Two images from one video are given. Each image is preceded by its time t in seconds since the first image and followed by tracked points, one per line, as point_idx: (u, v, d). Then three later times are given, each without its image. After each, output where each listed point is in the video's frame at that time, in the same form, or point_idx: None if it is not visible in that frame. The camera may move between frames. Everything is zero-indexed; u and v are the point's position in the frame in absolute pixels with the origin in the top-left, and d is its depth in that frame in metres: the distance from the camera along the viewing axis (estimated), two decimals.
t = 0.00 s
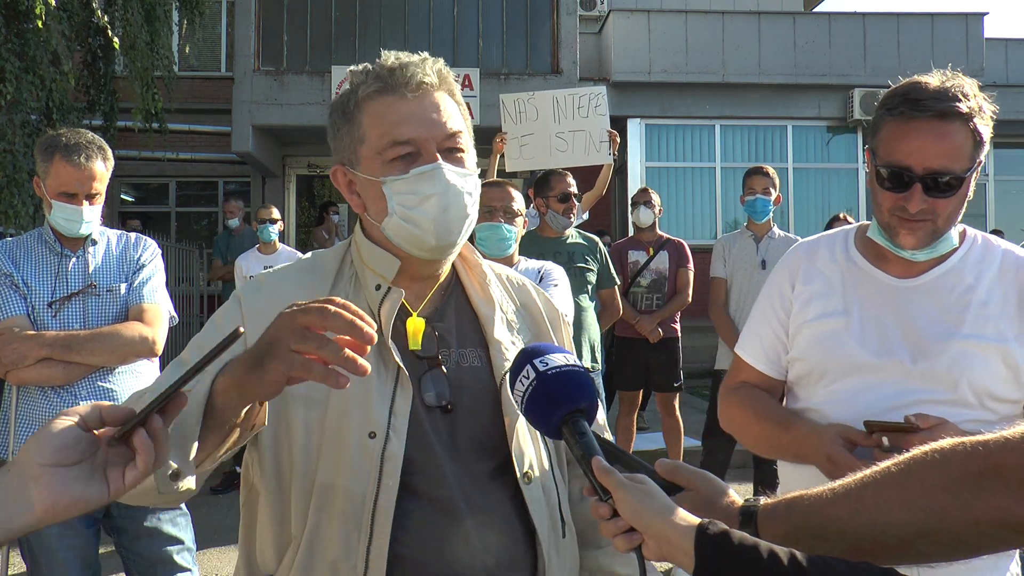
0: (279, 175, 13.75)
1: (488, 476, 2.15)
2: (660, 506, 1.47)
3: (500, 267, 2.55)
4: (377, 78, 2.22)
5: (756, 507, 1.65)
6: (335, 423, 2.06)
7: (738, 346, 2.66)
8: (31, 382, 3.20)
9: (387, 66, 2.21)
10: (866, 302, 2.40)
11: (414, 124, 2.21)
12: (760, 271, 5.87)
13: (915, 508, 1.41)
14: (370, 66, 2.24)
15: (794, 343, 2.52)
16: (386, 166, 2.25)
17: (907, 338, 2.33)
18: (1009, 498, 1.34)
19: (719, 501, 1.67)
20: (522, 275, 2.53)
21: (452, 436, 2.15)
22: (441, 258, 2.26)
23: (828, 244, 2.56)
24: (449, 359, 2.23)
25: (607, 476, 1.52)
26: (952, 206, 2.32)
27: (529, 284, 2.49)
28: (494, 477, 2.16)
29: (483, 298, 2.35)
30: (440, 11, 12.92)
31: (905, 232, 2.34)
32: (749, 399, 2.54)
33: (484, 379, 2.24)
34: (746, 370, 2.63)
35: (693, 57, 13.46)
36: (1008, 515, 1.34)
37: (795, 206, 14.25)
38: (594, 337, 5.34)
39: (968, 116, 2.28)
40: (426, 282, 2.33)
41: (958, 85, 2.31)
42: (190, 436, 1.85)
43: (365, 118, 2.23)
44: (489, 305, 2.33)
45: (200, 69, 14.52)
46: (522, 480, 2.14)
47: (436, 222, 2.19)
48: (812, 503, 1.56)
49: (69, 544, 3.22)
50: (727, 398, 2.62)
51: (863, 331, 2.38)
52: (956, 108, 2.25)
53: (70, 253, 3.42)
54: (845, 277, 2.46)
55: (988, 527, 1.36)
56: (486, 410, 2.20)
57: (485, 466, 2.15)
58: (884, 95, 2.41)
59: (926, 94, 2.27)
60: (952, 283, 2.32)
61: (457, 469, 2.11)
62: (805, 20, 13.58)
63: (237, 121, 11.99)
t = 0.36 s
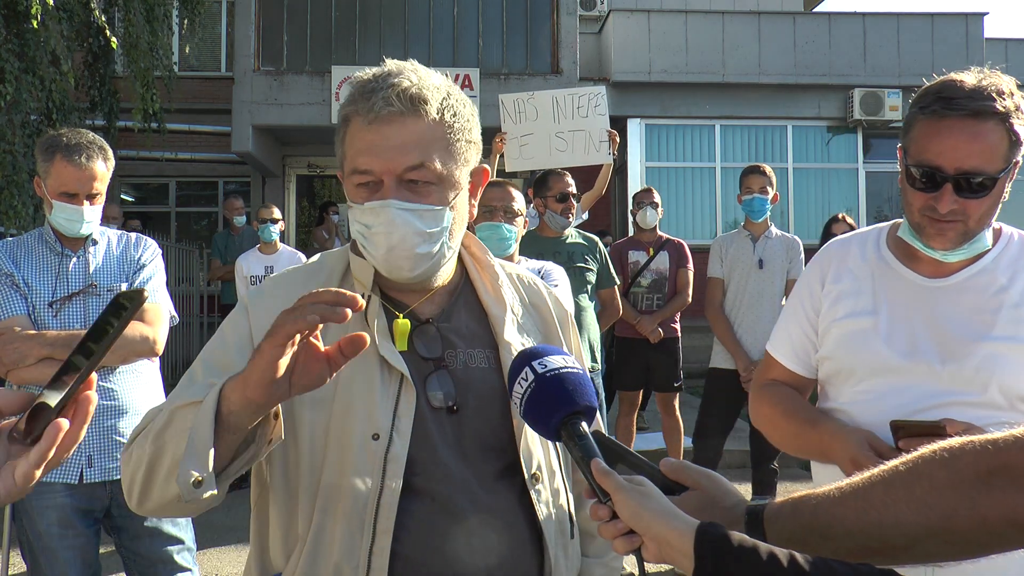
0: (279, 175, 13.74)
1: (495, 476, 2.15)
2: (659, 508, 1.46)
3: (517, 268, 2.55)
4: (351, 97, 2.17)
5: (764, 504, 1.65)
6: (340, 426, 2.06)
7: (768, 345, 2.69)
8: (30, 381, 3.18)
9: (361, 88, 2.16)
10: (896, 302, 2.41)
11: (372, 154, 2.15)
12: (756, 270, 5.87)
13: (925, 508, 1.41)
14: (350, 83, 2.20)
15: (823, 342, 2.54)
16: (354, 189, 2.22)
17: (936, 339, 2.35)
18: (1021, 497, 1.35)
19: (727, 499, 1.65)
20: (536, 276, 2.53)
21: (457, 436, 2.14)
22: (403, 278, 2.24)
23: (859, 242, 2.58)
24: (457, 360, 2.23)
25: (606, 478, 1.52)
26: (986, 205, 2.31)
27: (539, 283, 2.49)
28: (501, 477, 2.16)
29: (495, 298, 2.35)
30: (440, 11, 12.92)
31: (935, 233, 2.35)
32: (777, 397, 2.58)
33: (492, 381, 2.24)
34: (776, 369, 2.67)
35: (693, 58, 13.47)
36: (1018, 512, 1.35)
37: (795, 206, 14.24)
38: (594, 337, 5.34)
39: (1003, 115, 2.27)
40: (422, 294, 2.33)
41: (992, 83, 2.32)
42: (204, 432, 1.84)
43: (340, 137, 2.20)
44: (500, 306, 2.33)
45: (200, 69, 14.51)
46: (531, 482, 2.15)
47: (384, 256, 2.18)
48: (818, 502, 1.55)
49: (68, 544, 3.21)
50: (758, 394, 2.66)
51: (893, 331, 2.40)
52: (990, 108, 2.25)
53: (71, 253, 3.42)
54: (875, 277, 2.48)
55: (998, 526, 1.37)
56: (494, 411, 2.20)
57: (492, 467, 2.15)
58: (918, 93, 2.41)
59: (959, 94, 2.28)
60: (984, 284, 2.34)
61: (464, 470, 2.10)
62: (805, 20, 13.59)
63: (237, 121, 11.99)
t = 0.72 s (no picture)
0: (279, 174, 13.74)
1: (501, 477, 2.15)
2: (659, 503, 1.46)
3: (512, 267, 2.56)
4: (371, 94, 2.17)
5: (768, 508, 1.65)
6: (349, 432, 2.04)
7: (795, 344, 2.76)
8: (31, 382, 3.19)
9: (384, 84, 2.16)
10: (918, 302, 2.45)
11: (393, 149, 2.15)
12: (742, 269, 5.86)
13: (931, 510, 1.41)
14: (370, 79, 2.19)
15: (845, 340, 2.59)
16: (372, 186, 2.22)
17: (955, 339, 2.37)
18: None
19: (732, 503, 1.64)
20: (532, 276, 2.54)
21: (465, 439, 2.14)
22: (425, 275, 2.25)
23: (886, 243, 2.62)
24: (461, 363, 2.23)
25: (606, 472, 1.51)
26: (1009, 206, 2.34)
27: (535, 283, 2.50)
28: (506, 478, 2.16)
29: (495, 299, 2.36)
30: (440, 11, 12.92)
31: (956, 233, 2.37)
32: (797, 396, 2.66)
33: (495, 384, 2.23)
34: (801, 368, 2.75)
35: (693, 57, 13.47)
36: None
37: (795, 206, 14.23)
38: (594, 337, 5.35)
39: None
40: (426, 292, 2.33)
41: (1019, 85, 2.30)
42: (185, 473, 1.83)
43: (358, 133, 2.19)
44: (501, 307, 2.34)
45: (200, 69, 14.51)
46: (535, 480, 2.15)
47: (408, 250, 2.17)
48: (825, 502, 1.56)
49: (69, 543, 3.20)
50: (782, 391, 2.73)
51: (911, 330, 2.43)
52: (1016, 108, 2.25)
53: (71, 253, 3.42)
54: (897, 277, 2.52)
55: (1005, 527, 1.37)
56: (500, 415, 2.20)
57: (498, 467, 2.15)
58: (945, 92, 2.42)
59: (984, 93, 2.28)
60: (1007, 286, 2.36)
61: (470, 472, 2.10)
62: (805, 20, 13.59)
63: (237, 121, 12.00)
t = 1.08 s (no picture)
0: (279, 174, 13.75)
1: (500, 472, 2.16)
2: (660, 504, 1.47)
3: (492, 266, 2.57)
4: (416, 82, 2.22)
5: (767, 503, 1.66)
6: (355, 425, 2.05)
7: (803, 346, 2.78)
8: (31, 382, 3.19)
9: (430, 75, 2.22)
10: (926, 301, 2.46)
11: (448, 133, 2.21)
12: (738, 268, 5.87)
13: (930, 506, 1.42)
14: (410, 69, 2.24)
15: (852, 340, 2.61)
16: (417, 170, 2.23)
17: (963, 338, 2.38)
18: None
19: (730, 497, 1.65)
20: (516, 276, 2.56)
21: (465, 433, 2.15)
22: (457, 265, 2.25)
23: (894, 245, 2.63)
24: (458, 359, 2.25)
25: (606, 473, 1.52)
26: (1018, 204, 2.37)
27: (522, 285, 2.53)
28: (505, 472, 2.17)
29: (484, 296, 2.37)
30: (440, 11, 12.93)
31: (966, 232, 2.40)
32: (805, 396, 2.68)
33: (492, 379, 2.26)
34: (809, 367, 2.76)
35: (693, 58, 13.48)
36: None
37: (795, 206, 14.23)
38: (593, 337, 5.36)
39: None
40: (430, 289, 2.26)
41: None
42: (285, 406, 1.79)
43: (399, 120, 2.22)
44: (491, 304, 2.36)
45: (200, 69, 14.52)
46: (529, 472, 2.16)
47: (461, 235, 2.19)
48: (824, 498, 1.56)
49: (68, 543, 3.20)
50: (789, 390, 2.76)
51: (919, 329, 2.44)
52: None
53: (71, 253, 3.42)
54: (906, 277, 2.53)
55: (1003, 524, 1.37)
56: (496, 411, 2.21)
57: (498, 461, 2.16)
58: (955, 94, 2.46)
59: (992, 92, 2.32)
60: (1016, 286, 2.37)
61: (468, 467, 2.11)
62: (805, 20, 13.59)
63: (237, 121, 12.00)
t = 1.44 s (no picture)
0: (279, 174, 13.75)
1: (497, 472, 2.17)
2: (658, 506, 1.47)
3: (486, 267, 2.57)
4: (417, 81, 2.23)
5: (767, 500, 1.67)
6: (357, 425, 2.03)
7: (783, 350, 2.73)
8: (31, 382, 3.19)
9: (431, 74, 2.23)
10: (915, 302, 2.45)
11: (450, 130, 2.21)
12: (739, 267, 5.88)
13: (928, 503, 1.42)
14: (410, 69, 2.25)
15: (838, 343, 2.59)
16: (421, 167, 2.22)
17: (956, 338, 2.38)
18: None
19: (730, 495, 1.66)
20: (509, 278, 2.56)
21: (464, 432, 2.15)
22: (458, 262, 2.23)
23: (875, 245, 2.63)
24: (456, 358, 2.24)
25: (605, 475, 1.51)
26: (1005, 204, 2.37)
27: (516, 288, 2.53)
28: (501, 471, 2.18)
29: (480, 296, 2.38)
30: (440, 11, 12.93)
31: (954, 232, 2.41)
32: (791, 402, 2.62)
33: (491, 378, 2.26)
34: (791, 373, 2.72)
35: (693, 58, 13.47)
36: (1022, 506, 1.35)
37: (795, 206, 14.23)
38: (593, 337, 5.36)
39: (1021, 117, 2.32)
40: (432, 284, 2.29)
41: (1012, 88, 2.36)
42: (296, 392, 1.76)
43: (401, 119, 2.22)
44: (486, 305, 2.37)
45: (200, 69, 14.52)
46: (526, 471, 2.17)
47: (468, 227, 2.16)
48: (824, 496, 1.56)
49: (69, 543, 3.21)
50: (772, 397, 2.71)
51: (910, 330, 2.43)
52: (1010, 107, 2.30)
53: (71, 254, 3.42)
54: (892, 278, 2.52)
55: (1002, 522, 1.37)
56: (495, 410, 2.22)
57: (494, 461, 2.17)
58: (938, 98, 2.47)
59: (979, 95, 2.33)
60: (1001, 287, 2.39)
61: (467, 467, 2.11)
62: (805, 20, 13.59)
63: (237, 121, 12.00)
